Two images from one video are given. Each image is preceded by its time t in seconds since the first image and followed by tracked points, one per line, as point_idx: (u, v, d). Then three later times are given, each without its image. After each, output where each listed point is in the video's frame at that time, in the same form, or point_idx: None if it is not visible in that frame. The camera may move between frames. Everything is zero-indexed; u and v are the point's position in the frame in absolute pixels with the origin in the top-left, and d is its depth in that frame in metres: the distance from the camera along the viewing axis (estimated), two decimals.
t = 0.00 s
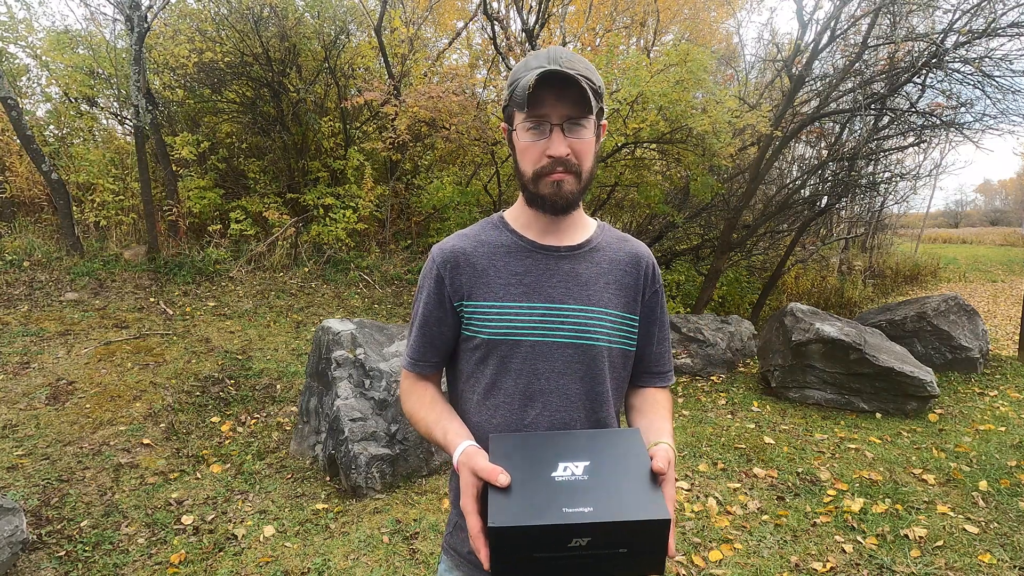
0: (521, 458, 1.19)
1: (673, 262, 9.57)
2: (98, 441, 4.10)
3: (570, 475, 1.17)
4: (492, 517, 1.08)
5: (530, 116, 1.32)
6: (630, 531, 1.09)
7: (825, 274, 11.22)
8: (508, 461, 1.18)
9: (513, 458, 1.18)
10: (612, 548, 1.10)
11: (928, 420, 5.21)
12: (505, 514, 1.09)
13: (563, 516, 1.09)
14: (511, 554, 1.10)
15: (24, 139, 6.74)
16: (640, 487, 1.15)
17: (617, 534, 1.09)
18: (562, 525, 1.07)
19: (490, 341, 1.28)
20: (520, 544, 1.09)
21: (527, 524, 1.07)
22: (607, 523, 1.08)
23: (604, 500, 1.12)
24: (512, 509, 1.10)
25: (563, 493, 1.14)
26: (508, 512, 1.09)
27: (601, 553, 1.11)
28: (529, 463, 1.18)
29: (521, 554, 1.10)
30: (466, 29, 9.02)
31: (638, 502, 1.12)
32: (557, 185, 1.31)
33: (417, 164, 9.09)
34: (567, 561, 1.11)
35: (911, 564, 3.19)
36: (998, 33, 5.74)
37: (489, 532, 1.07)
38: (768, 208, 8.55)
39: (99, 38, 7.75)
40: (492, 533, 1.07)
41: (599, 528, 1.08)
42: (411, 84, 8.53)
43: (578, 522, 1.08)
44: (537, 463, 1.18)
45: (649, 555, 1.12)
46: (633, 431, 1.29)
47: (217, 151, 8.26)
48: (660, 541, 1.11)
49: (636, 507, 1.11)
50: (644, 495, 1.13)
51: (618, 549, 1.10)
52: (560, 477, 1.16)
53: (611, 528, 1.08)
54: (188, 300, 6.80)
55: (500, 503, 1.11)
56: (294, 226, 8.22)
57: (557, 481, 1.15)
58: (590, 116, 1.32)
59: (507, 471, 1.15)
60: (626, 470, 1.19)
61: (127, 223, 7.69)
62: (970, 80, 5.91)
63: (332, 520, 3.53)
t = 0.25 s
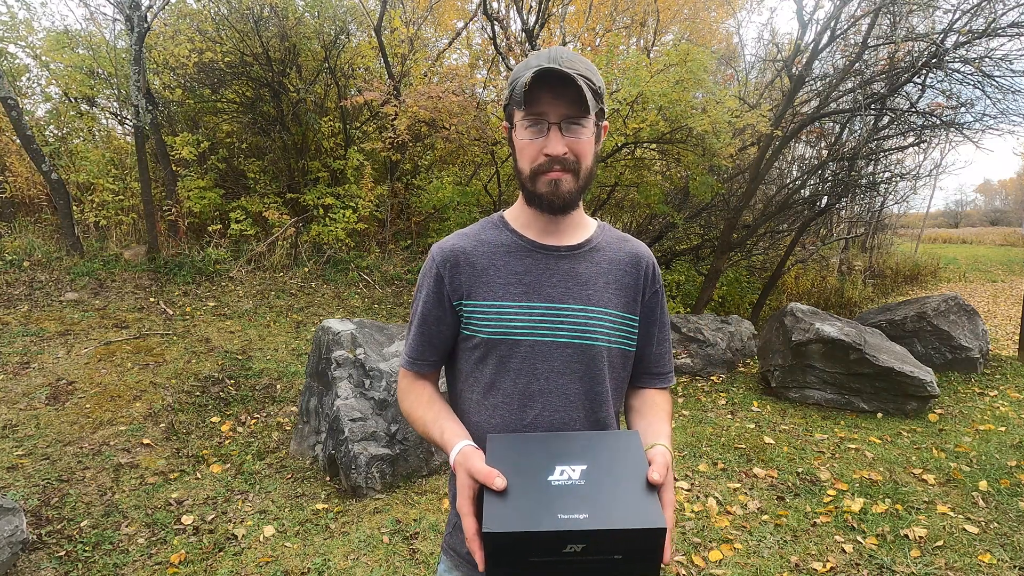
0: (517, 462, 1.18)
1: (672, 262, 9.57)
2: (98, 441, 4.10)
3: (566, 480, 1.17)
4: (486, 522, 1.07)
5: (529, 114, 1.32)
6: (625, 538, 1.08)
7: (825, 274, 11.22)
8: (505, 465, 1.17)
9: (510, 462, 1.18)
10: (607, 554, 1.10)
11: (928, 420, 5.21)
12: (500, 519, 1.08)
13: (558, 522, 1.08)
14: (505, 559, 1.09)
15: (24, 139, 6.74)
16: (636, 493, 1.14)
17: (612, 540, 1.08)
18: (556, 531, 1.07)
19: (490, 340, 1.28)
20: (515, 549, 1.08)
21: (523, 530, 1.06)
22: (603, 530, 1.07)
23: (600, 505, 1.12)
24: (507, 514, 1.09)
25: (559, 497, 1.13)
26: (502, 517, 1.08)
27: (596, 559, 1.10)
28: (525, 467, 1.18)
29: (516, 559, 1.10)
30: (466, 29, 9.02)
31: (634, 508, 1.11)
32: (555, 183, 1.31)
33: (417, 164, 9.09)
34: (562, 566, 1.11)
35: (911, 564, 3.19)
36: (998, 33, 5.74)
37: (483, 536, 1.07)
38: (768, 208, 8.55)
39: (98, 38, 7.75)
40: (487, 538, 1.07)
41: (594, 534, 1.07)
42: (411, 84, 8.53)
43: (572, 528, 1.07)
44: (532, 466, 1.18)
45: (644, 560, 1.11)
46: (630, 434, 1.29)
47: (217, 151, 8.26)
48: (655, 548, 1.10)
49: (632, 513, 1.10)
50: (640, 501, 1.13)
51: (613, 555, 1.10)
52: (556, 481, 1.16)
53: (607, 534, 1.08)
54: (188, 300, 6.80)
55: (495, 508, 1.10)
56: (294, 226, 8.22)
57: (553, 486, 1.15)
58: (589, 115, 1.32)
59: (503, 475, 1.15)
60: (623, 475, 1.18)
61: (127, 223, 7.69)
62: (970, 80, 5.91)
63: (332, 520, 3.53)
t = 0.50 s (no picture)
0: (518, 464, 1.18)
1: (673, 262, 9.57)
2: (98, 441, 4.10)
3: (567, 482, 1.16)
4: (485, 523, 1.07)
5: (528, 113, 1.32)
6: (623, 543, 1.07)
7: (825, 274, 11.22)
8: (505, 467, 1.18)
9: (511, 463, 1.18)
10: (605, 558, 1.09)
11: (928, 420, 5.21)
12: (499, 521, 1.08)
13: (556, 525, 1.08)
14: (504, 560, 1.10)
15: (24, 139, 6.74)
16: (636, 497, 1.14)
17: (610, 545, 1.08)
18: (555, 534, 1.07)
19: (490, 340, 1.28)
20: (513, 550, 1.08)
21: (522, 533, 1.06)
22: (602, 535, 1.07)
23: (600, 509, 1.12)
24: (506, 517, 1.09)
25: (559, 500, 1.13)
26: (502, 518, 1.09)
27: (594, 563, 1.10)
28: (526, 468, 1.18)
29: (514, 560, 1.10)
30: (466, 29, 9.02)
31: (633, 512, 1.11)
32: (550, 183, 1.31)
33: (417, 164, 9.09)
34: (560, 569, 1.11)
35: (911, 565, 3.19)
36: (998, 33, 5.74)
37: (482, 538, 1.07)
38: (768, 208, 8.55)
39: (99, 38, 7.75)
40: (486, 540, 1.07)
41: (593, 539, 1.07)
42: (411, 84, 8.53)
43: (570, 532, 1.07)
44: (533, 468, 1.18)
45: (642, 565, 1.11)
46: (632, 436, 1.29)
47: (217, 151, 8.26)
48: (654, 552, 1.09)
49: (631, 517, 1.10)
50: (639, 506, 1.12)
51: (612, 559, 1.09)
52: (556, 484, 1.16)
53: (606, 540, 1.07)
54: (188, 300, 6.80)
55: (495, 510, 1.10)
56: (294, 226, 8.22)
57: (554, 488, 1.15)
58: (588, 115, 1.32)
59: (503, 477, 1.15)
60: (623, 478, 1.18)
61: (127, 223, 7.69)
62: (970, 80, 5.91)
63: (332, 520, 3.54)
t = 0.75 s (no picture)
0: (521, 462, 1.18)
1: (672, 262, 9.57)
2: (98, 441, 4.10)
3: (569, 480, 1.17)
4: (488, 521, 1.07)
5: (533, 117, 1.31)
6: (626, 540, 1.07)
7: (825, 274, 11.22)
8: (509, 464, 1.18)
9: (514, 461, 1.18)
10: (608, 556, 1.09)
11: (928, 420, 5.21)
12: (501, 519, 1.08)
13: (559, 523, 1.08)
14: (506, 558, 1.10)
15: (24, 139, 6.74)
16: (638, 496, 1.14)
17: (613, 542, 1.08)
18: (558, 532, 1.07)
19: (490, 339, 1.28)
20: (516, 548, 1.08)
21: (525, 531, 1.06)
22: (605, 533, 1.07)
23: (602, 506, 1.12)
24: (509, 515, 1.09)
25: (561, 499, 1.13)
26: (505, 516, 1.09)
27: (596, 561, 1.10)
28: (529, 466, 1.18)
29: (516, 558, 1.10)
30: (466, 29, 9.02)
31: (636, 510, 1.11)
32: (561, 185, 1.31)
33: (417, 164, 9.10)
34: (562, 566, 1.11)
35: (911, 564, 3.19)
36: (998, 33, 5.74)
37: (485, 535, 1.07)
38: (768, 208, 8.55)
39: (99, 39, 7.75)
40: (489, 538, 1.07)
41: (595, 537, 1.07)
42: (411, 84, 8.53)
43: (573, 530, 1.07)
44: (535, 466, 1.18)
45: (644, 563, 1.11)
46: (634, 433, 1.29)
47: (217, 151, 8.26)
48: (656, 550, 1.09)
49: (634, 515, 1.10)
50: (643, 503, 1.12)
51: (615, 556, 1.09)
52: (559, 482, 1.16)
53: (608, 538, 1.07)
54: (188, 300, 6.80)
55: (498, 507, 1.11)
56: (294, 226, 8.22)
57: (556, 487, 1.15)
58: (592, 117, 1.33)
59: (506, 474, 1.15)
60: (626, 476, 1.18)
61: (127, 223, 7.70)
62: (970, 80, 5.91)
63: (332, 520, 3.53)
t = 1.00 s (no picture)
0: (524, 457, 1.19)
1: (672, 262, 9.57)
2: (98, 441, 4.10)
3: (571, 475, 1.17)
4: (491, 516, 1.07)
5: (526, 119, 1.32)
6: (629, 534, 1.08)
7: (825, 274, 11.22)
8: (511, 460, 1.18)
9: (516, 457, 1.18)
10: (610, 550, 1.10)
11: (928, 420, 5.21)
12: (504, 514, 1.08)
13: (562, 518, 1.08)
14: (509, 554, 1.10)
15: (24, 139, 6.74)
16: (640, 490, 1.14)
17: (615, 537, 1.08)
18: (561, 527, 1.07)
19: (492, 337, 1.28)
20: (519, 543, 1.08)
21: (528, 525, 1.06)
22: (607, 527, 1.07)
23: (605, 501, 1.12)
24: (512, 510, 1.09)
25: (564, 494, 1.13)
26: (508, 512, 1.09)
27: (599, 556, 1.10)
28: (531, 462, 1.18)
29: (519, 553, 1.10)
30: (466, 29, 9.02)
31: (638, 505, 1.11)
32: (553, 185, 1.31)
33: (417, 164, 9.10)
34: (565, 561, 1.11)
35: (911, 565, 3.19)
36: (998, 34, 5.74)
37: (488, 530, 1.07)
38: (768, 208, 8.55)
39: (99, 39, 7.75)
40: (492, 533, 1.07)
41: (598, 532, 1.07)
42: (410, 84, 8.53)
43: (576, 525, 1.07)
44: (537, 462, 1.18)
45: (647, 558, 1.11)
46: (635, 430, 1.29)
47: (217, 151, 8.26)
48: (658, 544, 1.09)
49: (636, 509, 1.10)
50: (644, 497, 1.13)
51: (617, 551, 1.10)
52: (562, 478, 1.16)
53: (611, 532, 1.07)
54: (188, 300, 6.80)
55: (501, 503, 1.11)
56: (294, 226, 8.22)
57: (558, 482, 1.15)
58: (585, 118, 1.32)
59: (508, 470, 1.16)
60: (628, 471, 1.18)
61: (127, 223, 7.70)
62: (970, 80, 5.91)
63: (332, 520, 3.53)
